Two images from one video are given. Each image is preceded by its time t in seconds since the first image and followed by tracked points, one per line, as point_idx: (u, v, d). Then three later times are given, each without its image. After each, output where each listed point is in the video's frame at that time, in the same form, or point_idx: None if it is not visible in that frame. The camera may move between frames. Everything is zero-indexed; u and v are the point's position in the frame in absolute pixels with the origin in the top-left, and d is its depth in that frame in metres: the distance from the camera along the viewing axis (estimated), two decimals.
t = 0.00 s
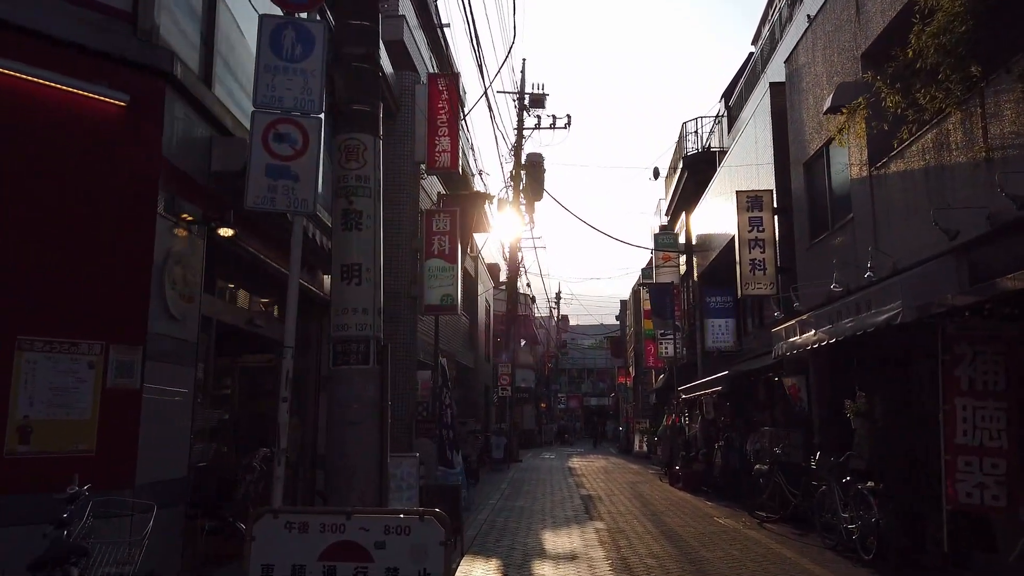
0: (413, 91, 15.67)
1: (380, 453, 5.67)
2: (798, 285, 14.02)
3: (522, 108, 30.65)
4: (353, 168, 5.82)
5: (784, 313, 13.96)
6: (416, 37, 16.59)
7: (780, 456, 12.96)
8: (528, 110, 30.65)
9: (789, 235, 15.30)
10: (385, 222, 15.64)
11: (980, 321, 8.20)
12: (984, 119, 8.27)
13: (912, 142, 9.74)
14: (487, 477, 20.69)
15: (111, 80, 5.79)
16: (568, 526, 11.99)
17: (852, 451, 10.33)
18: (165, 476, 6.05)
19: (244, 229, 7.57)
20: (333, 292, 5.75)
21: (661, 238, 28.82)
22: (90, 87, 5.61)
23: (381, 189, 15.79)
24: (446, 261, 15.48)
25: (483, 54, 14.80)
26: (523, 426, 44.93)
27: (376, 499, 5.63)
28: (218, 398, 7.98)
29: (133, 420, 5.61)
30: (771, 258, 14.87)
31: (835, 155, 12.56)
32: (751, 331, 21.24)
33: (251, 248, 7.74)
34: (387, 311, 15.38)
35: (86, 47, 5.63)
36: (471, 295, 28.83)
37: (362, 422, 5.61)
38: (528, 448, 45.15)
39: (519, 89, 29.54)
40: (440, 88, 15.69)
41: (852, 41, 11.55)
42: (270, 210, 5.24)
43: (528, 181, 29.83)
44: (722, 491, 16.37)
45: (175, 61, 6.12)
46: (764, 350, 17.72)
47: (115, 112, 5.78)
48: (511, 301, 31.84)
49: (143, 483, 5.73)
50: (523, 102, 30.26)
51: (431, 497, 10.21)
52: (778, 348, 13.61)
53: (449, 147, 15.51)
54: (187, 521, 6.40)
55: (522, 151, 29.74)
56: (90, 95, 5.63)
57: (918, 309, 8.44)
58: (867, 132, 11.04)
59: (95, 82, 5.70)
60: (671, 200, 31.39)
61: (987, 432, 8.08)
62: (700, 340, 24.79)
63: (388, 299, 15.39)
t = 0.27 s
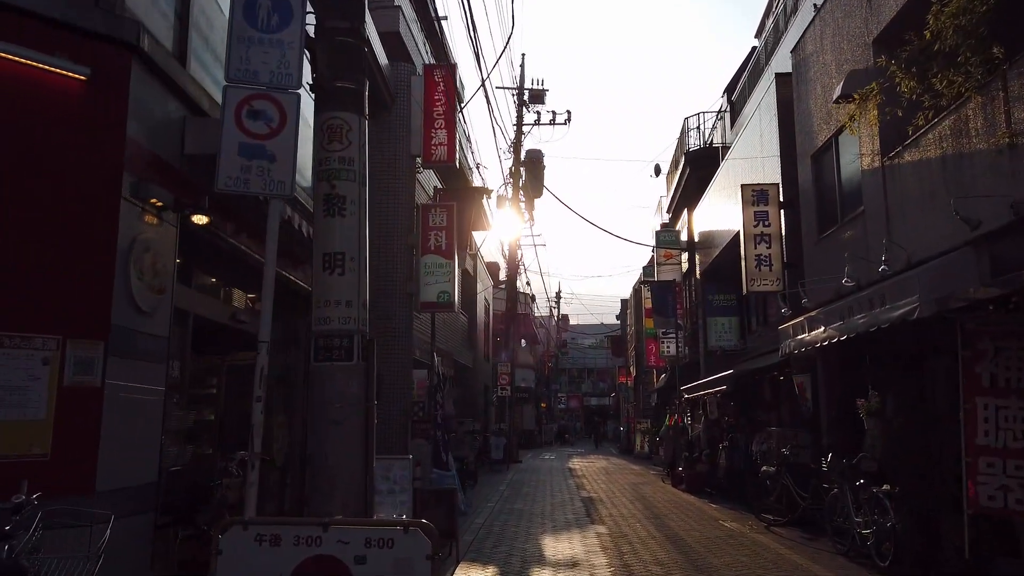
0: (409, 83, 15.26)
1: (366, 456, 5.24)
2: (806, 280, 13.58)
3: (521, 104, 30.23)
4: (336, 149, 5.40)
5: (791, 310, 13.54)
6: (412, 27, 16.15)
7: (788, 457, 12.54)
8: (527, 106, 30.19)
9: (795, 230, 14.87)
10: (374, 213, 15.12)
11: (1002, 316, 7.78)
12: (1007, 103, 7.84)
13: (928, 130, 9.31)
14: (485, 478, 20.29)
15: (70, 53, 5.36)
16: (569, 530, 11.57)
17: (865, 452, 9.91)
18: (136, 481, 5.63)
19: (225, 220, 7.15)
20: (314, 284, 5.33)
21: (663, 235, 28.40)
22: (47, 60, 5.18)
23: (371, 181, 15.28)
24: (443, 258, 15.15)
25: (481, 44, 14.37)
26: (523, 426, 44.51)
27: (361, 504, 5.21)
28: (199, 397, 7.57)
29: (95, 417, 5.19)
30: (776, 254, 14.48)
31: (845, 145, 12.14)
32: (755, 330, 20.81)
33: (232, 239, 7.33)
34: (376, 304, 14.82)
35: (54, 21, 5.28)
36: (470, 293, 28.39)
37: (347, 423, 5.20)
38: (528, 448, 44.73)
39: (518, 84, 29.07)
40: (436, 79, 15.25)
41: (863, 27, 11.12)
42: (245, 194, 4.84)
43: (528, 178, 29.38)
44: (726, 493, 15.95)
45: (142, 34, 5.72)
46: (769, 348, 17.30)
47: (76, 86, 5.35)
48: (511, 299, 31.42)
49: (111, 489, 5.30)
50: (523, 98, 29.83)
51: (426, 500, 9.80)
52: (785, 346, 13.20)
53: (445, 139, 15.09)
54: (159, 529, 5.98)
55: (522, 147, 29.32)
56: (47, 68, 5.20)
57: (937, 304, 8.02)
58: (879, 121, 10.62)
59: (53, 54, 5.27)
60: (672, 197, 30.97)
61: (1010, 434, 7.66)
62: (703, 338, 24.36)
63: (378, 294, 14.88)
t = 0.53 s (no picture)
0: (405, 73, 14.84)
1: (351, 459, 4.79)
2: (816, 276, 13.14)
3: (521, 99, 29.79)
4: (317, 124, 4.96)
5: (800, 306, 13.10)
6: (409, 17, 15.73)
7: (797, 459, 12.11)
8: (527, 101, 29.75)
9: (803, 224, 14.43)
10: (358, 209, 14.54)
11: None
12: None
13: (947, 115, 8.87)
14: (484, 480, 19.86)
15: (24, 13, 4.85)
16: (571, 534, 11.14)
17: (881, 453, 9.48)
18: (103, 485, 5.20)
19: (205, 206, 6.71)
20: (294, 271, 4.88)
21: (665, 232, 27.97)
22: None
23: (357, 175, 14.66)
24: (440, 252, 14.63)
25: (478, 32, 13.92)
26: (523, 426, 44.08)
27: (345, 511, 4.76)
28: (179, 395, 7.14)
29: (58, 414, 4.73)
30: (784, 247, 14.01)
31: (857, 135, 11.70)
32: (760, 328, 20.38)
33: (213, 227, 6.89)
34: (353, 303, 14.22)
35: None
36: (469, 292, 27.97)
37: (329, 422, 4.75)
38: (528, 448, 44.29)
39: (518, 79, 28.64)
40: (433, 69, 14.91)
41: (876, 11, 10.67)
42: (218, 169, 4.40)
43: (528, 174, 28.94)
44: (732, 495, 15.52)
45: None
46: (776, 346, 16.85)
47: (30, 50, 4.84)
48: (510, 298, 31.00)
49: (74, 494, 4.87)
50: (523, 94, 29.38)
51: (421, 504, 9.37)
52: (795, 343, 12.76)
53: (443, 131, 14.72)
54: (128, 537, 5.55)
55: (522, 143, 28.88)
56: None
57: (960, 297, 7.58)
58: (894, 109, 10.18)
59: (4, 13, 4.76)
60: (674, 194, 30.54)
61: None
62: (706, 337, 23.92)
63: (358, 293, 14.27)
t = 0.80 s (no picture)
0: (401, 62, 14.45)
1: (326, 459, 4.37)
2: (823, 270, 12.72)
3: (520, 94, 29.36)
4: (292, 95, 4.56)
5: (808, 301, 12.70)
6: (404, 5, 15.32)
7: (805, 459, 11.68)
8: (526, 96, 29.32)
9: (810, 217, 14.02)
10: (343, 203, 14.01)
11: None
12: None
13: (964, 99, 8.45)
14: (481, 480, 19.44)
15: None
16: (570, 538, 10.74)
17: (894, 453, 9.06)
18: (61, 487, 4.79)
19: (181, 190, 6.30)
20: (267, 254, 4.47)
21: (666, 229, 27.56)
22: None
23: (346, 166, 14.18)
24: (435, 246, 14.21)
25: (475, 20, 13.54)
26: (522, 426, 43.71)
27: (321, 517, 4.34)
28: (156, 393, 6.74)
29: (2, 404, 4.26)
30: (790, 241, 13.60)
31: (867, 123, 11.28)
32: (765, 326, 19.98)
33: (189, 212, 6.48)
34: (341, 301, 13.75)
35: None
36: (467, 289, 27.55)
37: (303, 419, 4.32)
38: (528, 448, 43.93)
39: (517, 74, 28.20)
40: (428, 59, 14.44)
41: None
42: (178, 139, 4.00)
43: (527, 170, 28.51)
44: (737, 497, 15.11)
45: None
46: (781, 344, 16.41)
47: None
48: (509, 296, 30.59)
49: (27, 497, 4.47)
50: (522, 89, 28.96)
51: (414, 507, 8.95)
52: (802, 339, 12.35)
53: (439, 122, 14.27)
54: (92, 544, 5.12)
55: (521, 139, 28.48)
56: None
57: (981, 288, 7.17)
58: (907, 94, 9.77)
59: None
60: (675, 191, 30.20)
61: None
62: (709, 335, 23.48)
63: (347, 290, 13.80)
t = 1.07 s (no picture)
0: (394, 52, 14.00)
1: (292, 471, 3.91)
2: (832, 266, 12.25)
3: (518, 90, 28.90)
4: (256, 65, 4.11)
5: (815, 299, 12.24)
6: None
7: (813, 463, 11.21)
8: (525, 92, 28.86)
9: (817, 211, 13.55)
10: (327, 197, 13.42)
11: None
12: None
13: (983, 83, 8.00)
14: (479, 484, 18.96)
15: None
16: (569, 546, 10.26)
17: (909, 458, 8.60)
18: (3, 502, 4.31)
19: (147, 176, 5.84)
20: (228, 241, 4.02)
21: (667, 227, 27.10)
22: None
23: (336, 158, 13.57)
24: (431, 242, 13.87)
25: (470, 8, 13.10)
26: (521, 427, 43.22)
27: (286, 535, 3.88)
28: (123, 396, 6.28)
29: None
30: (797, 237, 13.14)
31: (878, 112, 10.84)
32: (768, 325, 19.51)
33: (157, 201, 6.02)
34: (333, 300, 13.25)
35: None
36: (464, 288, 27.09)
37: (266, 426, 3.86)
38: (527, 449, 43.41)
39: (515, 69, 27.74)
40: (423, 49, 14.43)
41: None
42: (122, 108, 3.68)
43: (525, 168, 28.04)
44: (741, 501, 14.63)
45: None
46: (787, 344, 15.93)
47: None
48: (507, 296, 30.11)
49: None
50: (520, 85, 28.49)
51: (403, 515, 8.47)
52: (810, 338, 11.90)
53: (433, 114, 14.11)
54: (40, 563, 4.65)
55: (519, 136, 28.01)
56: None
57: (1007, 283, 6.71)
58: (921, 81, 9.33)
59: None
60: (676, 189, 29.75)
61: None
62: (711, 335, 23.02)
63: (338, 288, 13.27)
